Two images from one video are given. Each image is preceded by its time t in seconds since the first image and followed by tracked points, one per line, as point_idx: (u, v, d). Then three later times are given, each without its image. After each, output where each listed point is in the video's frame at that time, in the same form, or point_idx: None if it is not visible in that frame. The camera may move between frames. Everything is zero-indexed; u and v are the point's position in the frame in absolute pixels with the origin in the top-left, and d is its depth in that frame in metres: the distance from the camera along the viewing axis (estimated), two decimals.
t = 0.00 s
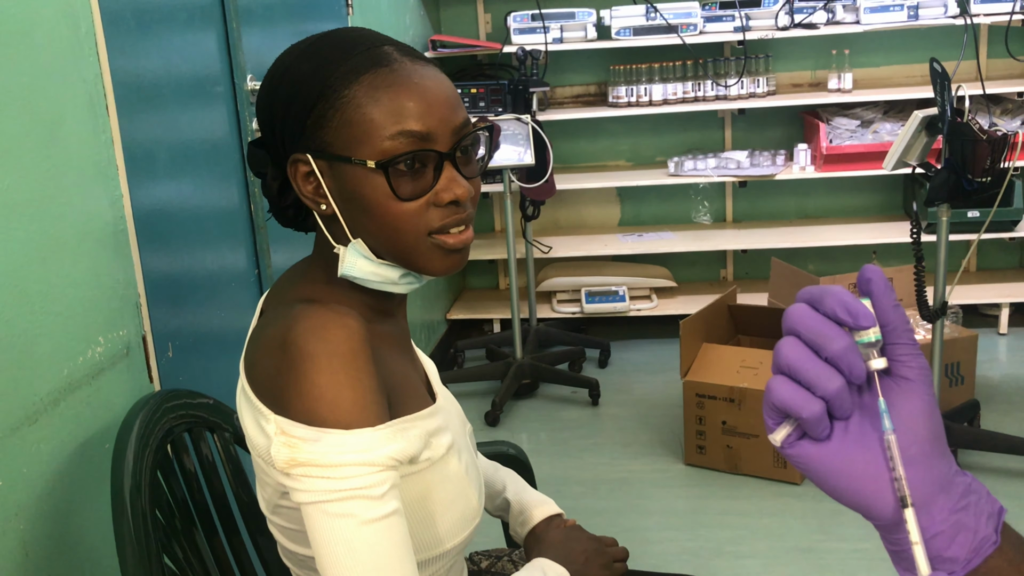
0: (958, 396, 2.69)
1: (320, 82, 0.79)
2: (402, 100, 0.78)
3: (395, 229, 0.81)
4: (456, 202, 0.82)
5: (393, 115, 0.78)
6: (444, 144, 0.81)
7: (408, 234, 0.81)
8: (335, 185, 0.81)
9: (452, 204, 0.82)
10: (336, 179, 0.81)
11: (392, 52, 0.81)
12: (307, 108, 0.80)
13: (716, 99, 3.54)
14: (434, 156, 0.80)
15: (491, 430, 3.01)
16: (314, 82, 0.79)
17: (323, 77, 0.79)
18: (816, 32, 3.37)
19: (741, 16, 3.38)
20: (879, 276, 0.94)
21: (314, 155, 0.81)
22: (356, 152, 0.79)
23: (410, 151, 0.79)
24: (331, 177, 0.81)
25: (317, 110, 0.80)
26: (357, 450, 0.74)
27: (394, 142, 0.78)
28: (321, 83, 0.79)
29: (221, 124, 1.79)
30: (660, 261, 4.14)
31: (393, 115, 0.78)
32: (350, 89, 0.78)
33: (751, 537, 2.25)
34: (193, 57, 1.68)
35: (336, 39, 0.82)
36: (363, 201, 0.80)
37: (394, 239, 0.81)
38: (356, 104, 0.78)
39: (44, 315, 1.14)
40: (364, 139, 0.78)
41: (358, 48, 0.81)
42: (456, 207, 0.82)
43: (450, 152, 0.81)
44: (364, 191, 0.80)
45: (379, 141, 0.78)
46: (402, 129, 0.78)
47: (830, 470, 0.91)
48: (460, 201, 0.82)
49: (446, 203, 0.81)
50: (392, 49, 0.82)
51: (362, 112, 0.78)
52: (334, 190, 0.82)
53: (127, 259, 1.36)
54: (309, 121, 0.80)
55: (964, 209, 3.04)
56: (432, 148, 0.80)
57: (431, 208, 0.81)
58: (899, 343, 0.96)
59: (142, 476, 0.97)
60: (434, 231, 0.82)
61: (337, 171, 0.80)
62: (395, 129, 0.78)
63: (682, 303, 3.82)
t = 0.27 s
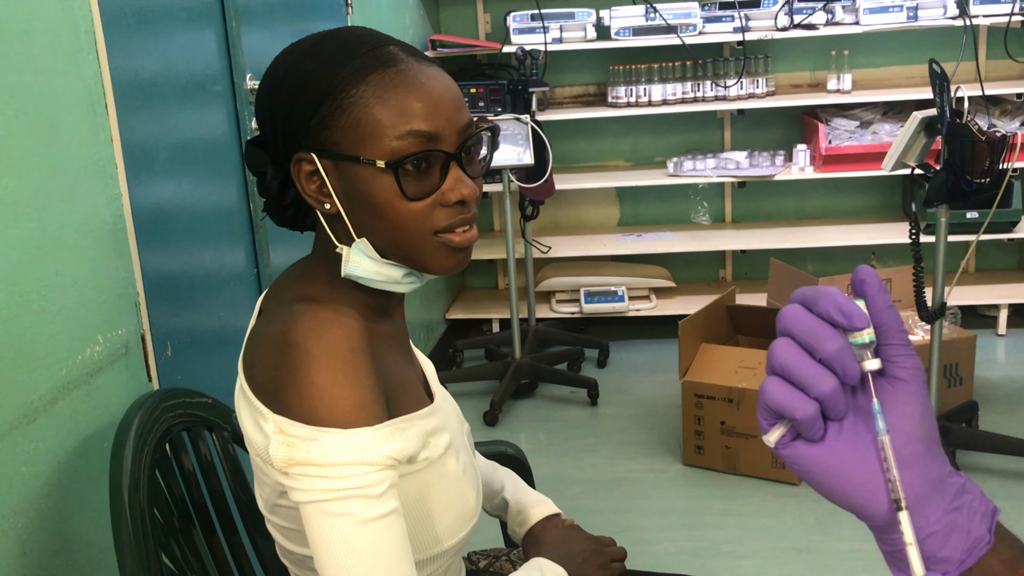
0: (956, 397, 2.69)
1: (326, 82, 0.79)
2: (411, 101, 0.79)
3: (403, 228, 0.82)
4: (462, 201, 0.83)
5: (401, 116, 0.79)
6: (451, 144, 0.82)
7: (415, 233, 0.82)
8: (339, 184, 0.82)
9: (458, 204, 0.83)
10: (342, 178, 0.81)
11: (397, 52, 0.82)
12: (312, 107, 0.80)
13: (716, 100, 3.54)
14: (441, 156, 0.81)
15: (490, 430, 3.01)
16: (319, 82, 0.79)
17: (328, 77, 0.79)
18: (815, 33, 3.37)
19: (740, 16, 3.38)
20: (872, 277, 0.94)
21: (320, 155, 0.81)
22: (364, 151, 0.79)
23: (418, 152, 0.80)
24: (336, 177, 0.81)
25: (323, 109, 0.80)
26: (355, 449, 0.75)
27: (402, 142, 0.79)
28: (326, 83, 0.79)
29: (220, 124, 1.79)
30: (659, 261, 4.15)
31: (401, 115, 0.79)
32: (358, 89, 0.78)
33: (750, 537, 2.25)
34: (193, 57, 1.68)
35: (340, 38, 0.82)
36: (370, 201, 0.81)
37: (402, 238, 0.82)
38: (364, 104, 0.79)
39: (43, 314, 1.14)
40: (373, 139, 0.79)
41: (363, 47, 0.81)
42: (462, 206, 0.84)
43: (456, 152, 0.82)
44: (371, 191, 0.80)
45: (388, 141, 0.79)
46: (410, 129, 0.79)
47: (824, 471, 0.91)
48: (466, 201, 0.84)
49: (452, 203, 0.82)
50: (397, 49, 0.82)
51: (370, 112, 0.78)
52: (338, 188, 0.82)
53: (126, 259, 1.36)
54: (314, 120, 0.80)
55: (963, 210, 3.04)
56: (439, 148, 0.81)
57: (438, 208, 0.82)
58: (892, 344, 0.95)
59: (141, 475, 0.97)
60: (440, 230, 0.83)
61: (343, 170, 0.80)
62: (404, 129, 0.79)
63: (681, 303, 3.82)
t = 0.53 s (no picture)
0: (954, 399, 2.69)
1: (331, 80, 0.79)
2: (419, 99, 0.79)
3: (409, 226, 0.82)
4: (468, 199, 0.84)
5: (410, 113, 0.79)
6: (457, 143, 0.82)
7: (422, 230, 0.82)
8: (344, 182, 0.82)
9: (464, 202, 0.84)
10: (348, 175, 0.81)
11: (402, 50, 0.82)
12: (318, 105, 0.80)
13: (716, 100, 3.54)
14: (448, 153, 0.81)
15: (489, 430, 3.00)
16: (325, 80, 0.79)
17: (334, 75, 0.79)
18: (816, 34, 3.36)
19: (742, 17, 3.38)
20: (872, 279, 0.93)
21: (324, 151, 0.81)
22: (371, 149, 0.80)
23: (426, 149, 0.80)
24: (340, 173, 0.81)
25: (329, 106, 0.80)
26: (352, 449, 0.74)
27: (411, 140, 0.79)
28: (332, 81, 0.79)
29: (220, 121, 1.79)
30: (658, 262, 4.15)
31: (410, 113, 0.79)
32: (366, 85, 0.79)
33: (748, 538, 2.25)
34: (193, 54, 1.68)
35: (344, 36, 0.82)
36: (376, 198, 0.81)
37: (408, 236, 0.82)
38: (372, 101, 0.79)
39: (41, 311, 1.13)
40: (381, 136, 0.79)
41: (369, 45, 0.81)
42: (468, 204, 0.84)
43: (462, 150, 0.83)
44: (378, 188, 0.80)
45: (396, 138, 0.79)
46: (418, 127, 0.79)
47: (822, 473, 0.91)
48: (471, 199, 0.84)
49: (459, 200, 0.83)
50: (401, 47, 0.83)
51: (379, 109, 0.79)
52: (343, 186, 0.82)
53: (125, 256, 1.36)
54: (319, 118, 0.80)
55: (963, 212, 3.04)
56: (446, 146, 0.81)
57: (444, 205, 0.82)
58: (892, 347, 0.95)
59: (139, 473, 0.96)
60: (446, 228, 0.83)
61: (348, 167, 0.80)
62: (413, 127, 0.79)
63: (680, 304, 3.82)
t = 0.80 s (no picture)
0: (955, 402, 2.69)
1: (341, 79, 0.80)
2: (431, 99, 0.81)
3: (420, 224, 0.83)
4: (475, 198, 0.86)
5: (423, 113, 0.81)
6: (465, 143, 0.84)
7: (432, 229, 0.83)
8: (354, 181, 0.82)
9: (472, 200, 0.86)
10: (358, 174, 0.82)
11: (407, 51, 0.84)
12: (326, 104, 0.80)
13: (717, 102, 3.54)
14: (458, 153, 0.84)
15: (488, 431, 3.00)
16: (334, 79, 0.80)
17: (343, 74, 0.80)
18: (817, 36, 3.35)
19: (743, 19, 3.38)
20: (879, 280, 0.93)
21: (332, 151, 0.82)
22: (384, 147, 0.81)
23: (439, 147, 0.82)
24: (350, 173, 0.82)
25: (338, 105, 0.80)
26: (348, 451, 0.74)
27: (423, 138, 0.81)
28: (342, 80, 0.80)
29: (221, 121, 1.79)
30: (659, 263, 4.15)
31: (423, 112, 0.81)
32: (378, 84, 0.80)
33: (748, 540, 2.25)
34: (194, 54, 1.68)
35: (348, 36, 0.83)
36: (388, 196, 0.82)
37: (418, 234, 0.83)
38: (385, 100, 0.80)
39: (42, 311, 1.13)
40: (395, 135, 0.81)
41: (375, 45, 0.82)
42: (475, 203, 0.86)
43: (470, 150, 0.85)
44: (390, 186, 0.81)
45: (409, 137, 0.81)
46: (431, 126, 0.81)
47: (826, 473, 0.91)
48: (477, 198, 0.86)
49: (467, 199, 0.85)
50: (405, 48, 0.84)
51: (392, 109, 0.80)
52: (352, 185, 0.82)
53: (126, 256, 1.36)
54: (328, 117, 0.81)
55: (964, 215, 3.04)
56: (456, 145, 0.83)
57: (454, 204, 0.84)
58: (899, 348, 0.95)
59: (139, 473, 0.96)
60: (455, 226, 0.84)
61: (359, 166, 0.81)
62: (425, 125, 0.81)
63: (681, 305, 3.82)
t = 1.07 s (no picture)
0: (955, 402, 2.69)
1: (351, 83, 0.81)
2: (440, 101, 0.83)
3: (432, 225, 0.84)
4: (484, 200, 0.87)
5: (434, 115, 0.82)
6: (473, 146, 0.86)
7: (444, 229, 0.84)
8: (363, 184, 0.83)
9: (480, 202, 0.87)
10: (369, 177, 0.82)
11: (412, 55, 0.85)
12: (336, 108, 0.81)
13: (717, 103, 3.54)
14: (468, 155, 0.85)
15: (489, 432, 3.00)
16: (344, 83, 0.81)
17: (352, 78, 0.81)
18: (817, 37, 3.35)
19: (743, 19, 3.38)
20: (872, 285, 0.93)
21: (342, 154, 0.82)
22: (398, 149, 0.82)
23: (450, 149, 0.83)
24: (361, 176, 0.83)
25: (348, 108, 0.81)
26: (348, 457, 0.74)
27: (436, 140, 0.82)
28: (352, 84, 0.81)
29: (221, 123, 1.79)
30: (659, 263, 4.15)
31: (433, 114, 0.82)
32: (390, 87, 0.81)
33: (748, 541, 2.25)
34: (194, 56, 1.68)
35: (353, 40, 0.84)
36: (400, 198, 0.83)
37: (429, 235, 0.84)
38: (396, 103, 0.81)
39: (41, 314, 1.13)
40: (407, 137, 0.82)
41: (380, 49, 0.84)
42: (483, 204, 0.88)
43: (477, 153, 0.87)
44: (404, 188, 0.82)
45: (423, 139, 0.82)
46: (442, 128, 0.83)
47: (820, 479, 0.91)
48: (485, 199, 0.87)
49: (477, 200, 0.86)
50: (409, 54, 0.86)
51: (404, 111, 0.82)
52: (362, 188, 0.83)
53: (126, 258, 1.36)
54: (337, 121, 0.81)
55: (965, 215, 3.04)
56: (465, 147, 0.85)
57: (464, 205, 0.85)
58: (893, 353, 0.94)
59: (138, 476, 0.97)
60: (464, 227, 0.86)
61: (371, 168, 0.82)
62: (436, 127, 0.82)
63: (681, 306, 3.82)
